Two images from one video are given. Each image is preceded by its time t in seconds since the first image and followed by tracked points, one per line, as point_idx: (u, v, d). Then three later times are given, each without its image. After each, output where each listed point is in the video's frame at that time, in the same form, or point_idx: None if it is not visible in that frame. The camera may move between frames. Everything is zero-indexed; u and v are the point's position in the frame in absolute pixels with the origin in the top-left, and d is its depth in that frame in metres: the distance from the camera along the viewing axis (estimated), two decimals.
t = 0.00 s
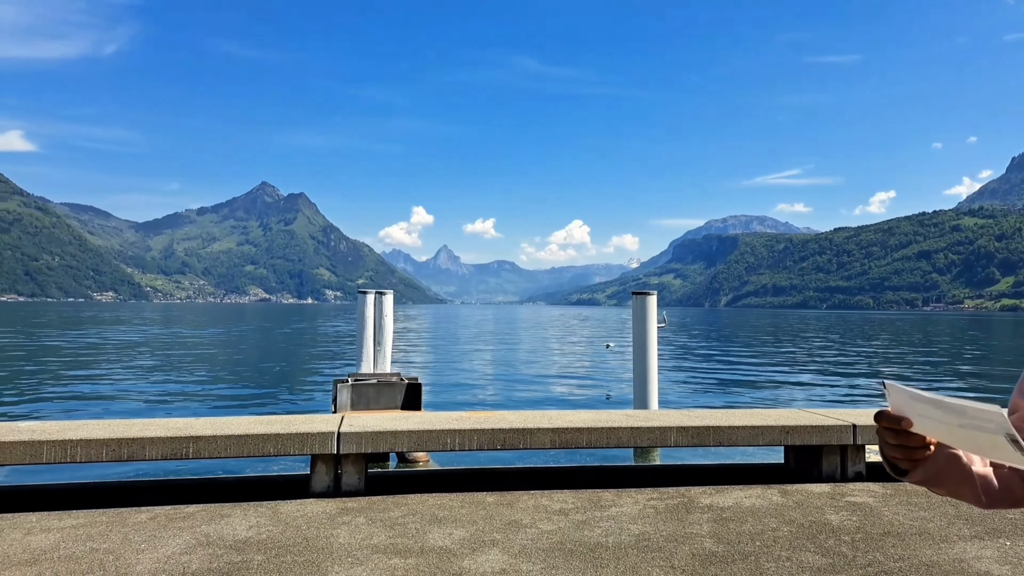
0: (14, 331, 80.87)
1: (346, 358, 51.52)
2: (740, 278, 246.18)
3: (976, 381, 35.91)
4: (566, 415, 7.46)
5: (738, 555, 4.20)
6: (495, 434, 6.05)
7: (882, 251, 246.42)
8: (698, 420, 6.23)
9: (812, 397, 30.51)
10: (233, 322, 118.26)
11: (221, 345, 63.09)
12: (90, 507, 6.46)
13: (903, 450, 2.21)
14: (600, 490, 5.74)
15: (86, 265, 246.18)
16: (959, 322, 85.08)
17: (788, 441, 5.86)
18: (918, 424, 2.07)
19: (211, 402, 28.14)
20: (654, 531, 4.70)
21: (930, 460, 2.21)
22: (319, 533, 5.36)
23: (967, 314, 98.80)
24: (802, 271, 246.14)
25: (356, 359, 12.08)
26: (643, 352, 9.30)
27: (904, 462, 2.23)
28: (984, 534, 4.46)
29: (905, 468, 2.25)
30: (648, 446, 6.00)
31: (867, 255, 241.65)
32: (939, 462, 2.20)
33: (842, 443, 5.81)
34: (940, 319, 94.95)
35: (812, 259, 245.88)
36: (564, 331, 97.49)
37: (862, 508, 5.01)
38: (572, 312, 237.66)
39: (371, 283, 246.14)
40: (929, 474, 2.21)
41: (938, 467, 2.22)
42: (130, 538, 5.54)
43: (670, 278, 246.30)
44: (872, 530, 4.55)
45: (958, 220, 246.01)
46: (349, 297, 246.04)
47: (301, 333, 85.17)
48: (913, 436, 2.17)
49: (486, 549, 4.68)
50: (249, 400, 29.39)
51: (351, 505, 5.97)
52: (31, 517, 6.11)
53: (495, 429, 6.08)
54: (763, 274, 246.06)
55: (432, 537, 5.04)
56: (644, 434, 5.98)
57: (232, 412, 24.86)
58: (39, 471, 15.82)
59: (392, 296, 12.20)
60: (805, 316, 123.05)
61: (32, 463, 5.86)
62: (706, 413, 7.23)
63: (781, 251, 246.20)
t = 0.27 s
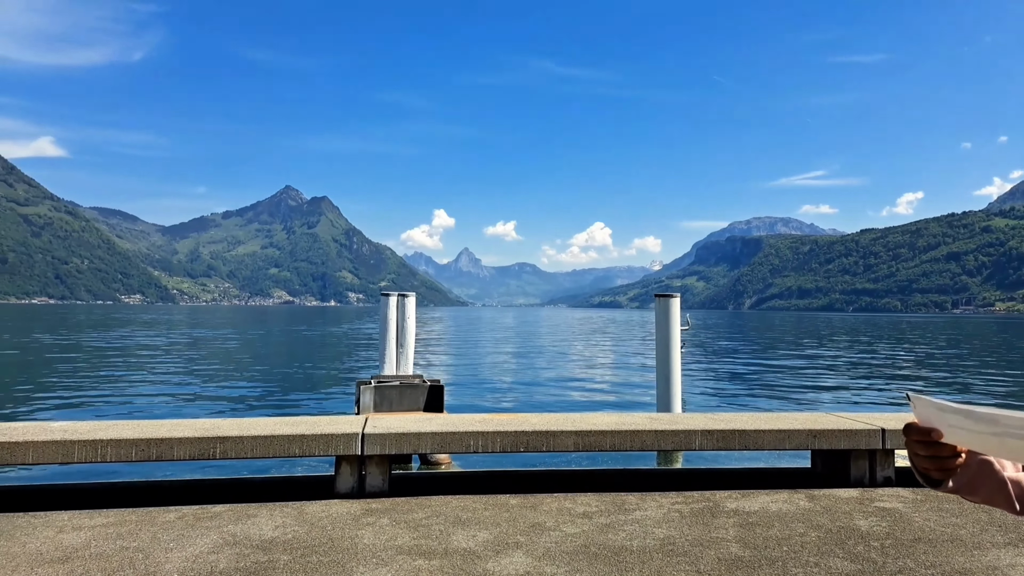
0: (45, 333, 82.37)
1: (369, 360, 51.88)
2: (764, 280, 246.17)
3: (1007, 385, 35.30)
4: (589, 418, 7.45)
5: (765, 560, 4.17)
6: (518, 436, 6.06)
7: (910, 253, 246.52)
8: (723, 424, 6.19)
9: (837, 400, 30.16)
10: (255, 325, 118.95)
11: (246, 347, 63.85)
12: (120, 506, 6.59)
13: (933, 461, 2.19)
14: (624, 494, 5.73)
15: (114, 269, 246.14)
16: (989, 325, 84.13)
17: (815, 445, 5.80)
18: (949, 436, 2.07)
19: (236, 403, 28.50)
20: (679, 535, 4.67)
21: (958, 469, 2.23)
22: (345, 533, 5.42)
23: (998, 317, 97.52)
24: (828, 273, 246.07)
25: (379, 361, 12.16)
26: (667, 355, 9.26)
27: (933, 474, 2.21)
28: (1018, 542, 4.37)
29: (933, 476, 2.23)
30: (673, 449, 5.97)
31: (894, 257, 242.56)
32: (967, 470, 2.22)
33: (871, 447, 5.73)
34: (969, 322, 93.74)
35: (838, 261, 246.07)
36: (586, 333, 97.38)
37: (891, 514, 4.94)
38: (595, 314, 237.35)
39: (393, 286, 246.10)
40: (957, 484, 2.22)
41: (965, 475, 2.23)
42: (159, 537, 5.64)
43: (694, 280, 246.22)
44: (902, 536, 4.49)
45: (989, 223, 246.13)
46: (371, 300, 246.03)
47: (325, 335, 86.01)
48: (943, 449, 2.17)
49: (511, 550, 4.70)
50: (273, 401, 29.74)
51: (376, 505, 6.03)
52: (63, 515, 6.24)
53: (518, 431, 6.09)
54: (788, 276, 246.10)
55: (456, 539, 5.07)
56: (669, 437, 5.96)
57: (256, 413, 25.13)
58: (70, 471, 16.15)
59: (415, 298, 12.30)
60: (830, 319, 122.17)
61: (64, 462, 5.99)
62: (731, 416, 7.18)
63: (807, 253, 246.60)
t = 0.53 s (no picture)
0: (79, 335, 84.24)
1: (393, 361, 52.24)
2: (791, 282, 246.43)
3: None
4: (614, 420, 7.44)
5: (793, 564, 4.14)
6: (542, 439, 6.07)
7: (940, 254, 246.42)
8: (750, 427, 6.14)
9: (864, 404, 29.79)
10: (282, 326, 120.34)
11: (273, 349, 64.72)
12: (150, 504, 6.72)
13: (966, 467, 2.17)
14: (650, 497, 5.70)
15: (145, 271, 246.16)
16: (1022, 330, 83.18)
17: (844, 449, 5.72)
18: (982, 441, 2.06)
19: (264, 404, 28.91)
20: (706, 539, 4.65)
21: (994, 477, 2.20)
22: (371, 534, 5.47)
23: None
24: (856, 274, 246.24)
25: (403, 363, 12.22)
26: (692, 357, 9.19)
27: (966, 481, 2.18)
28: None
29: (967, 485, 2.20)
30: (699, 452, 5.94)
31: (925, 258, 243.01)
32: (1004, 477, 2.20)
33: (902, 451, 5.64)
34: (1001, 326, 92.61)
35: (866, 262, 245.86)
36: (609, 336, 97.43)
37: (923, 518, 4.86)
38: (619, 317, 237.04)
39: (417, 288, 246.08)
40: (993, 491, 2.19)
41: (1004, 481, 2.21)
42: (189, 535, 5.75)
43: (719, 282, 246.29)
44: (935, 542, 4.41)
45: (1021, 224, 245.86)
46: (394, 302, 246.04)
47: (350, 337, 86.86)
48: (977, 453, 2.15)
49: (536, 553, 4.70)
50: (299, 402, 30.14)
51: (401, 506, 6.08)
52: (96, 513, 6.39)
53: (543, 433, 6.10)
54: (816, 278, 246.11)
55: (482, 540, 5.09)
56: (695, 439, 5.93)
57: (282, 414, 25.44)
58: (100, 471, 16.46)
59: (438, 300, 12.35)
60: (857, 321, 121.27)
61: (97, 461, 6.13)
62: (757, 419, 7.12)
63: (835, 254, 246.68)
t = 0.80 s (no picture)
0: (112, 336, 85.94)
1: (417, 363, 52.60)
2: (819, 283, 246.43)
3: None
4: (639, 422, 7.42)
5: (823, 569, 4.09)
6: (567, 441, 6.07)
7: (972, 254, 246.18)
8: (777, 429, 6.09)
9: (893, 407, 29.39)
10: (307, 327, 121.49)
11: (299, 350, 65.50)
12: (180, 502, 6.85)
13: (1003, 467, 2.20)
14: (676, 499, 5.68)
15: (174, 273, 246.04)
16: None
17: (874, 453, 5.64)
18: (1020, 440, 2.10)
19: (290, 405, 29.28)
20: (733, 542, 4.62)
21: None
22: (397, 533, 5.53)
23: None
24: (884, 275, 246.15)
25: (426, 365, 12.25)
26: (718, 359, 9.14)
27: (1003, 481, 2.20)
28: None
29: (1005, 485, 2.22)
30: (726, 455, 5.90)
31: (956, 258, 243.14)
32: None
33: (935, 455, 5.54)
34: None
35: (896, 263, 245.81)
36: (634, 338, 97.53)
37: (957, 524, 4.78)
38: (643, 318, 237.08)
39: (439, 290, 246.07)
40: None
41: None
42: (218, 533, 5.84)
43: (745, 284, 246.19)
44: (969, 548, 4.33)
45: None
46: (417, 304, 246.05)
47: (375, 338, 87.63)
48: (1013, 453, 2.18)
49: (561, 554, 4.71)
50: (325, 402, 30.47)
51: (426, 506, 6.13)
52: (128, 511, 6.52)
53: (568, 435, 6.10)
54: (843, 279, 246.06)
55: (507, 541, 5.11)
56: (721, 442, 5.89)
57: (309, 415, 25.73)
58: (130, 469, 16.76)
59: (461, 301, 12.40)
60: (885, 323, 120.29)
61: (129, 459, 6.27)
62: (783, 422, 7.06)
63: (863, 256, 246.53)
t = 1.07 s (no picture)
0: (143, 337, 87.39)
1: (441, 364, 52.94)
2: (847, 284, 246.45)
3: None
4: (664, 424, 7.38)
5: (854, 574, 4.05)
6: (593, 442, 6.07)
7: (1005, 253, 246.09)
8: (807, 432, 6.04)
9: (924, 409, 28.98)
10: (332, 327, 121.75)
11: (323, 351, 66.04)
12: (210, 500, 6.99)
13: None
14: (703, 502, 5.65)
15: (202, 275, 246.10)
16: None
17: (906, 456, 5.55)
18: None
19: (316, 405, 29.58)
20: (762, 546, 4.59)
21: None
22: (423, 533, 5.58)
23: None
24: (915, 276, 246.12)
25: (450, 366, 12.31)
26: (744, 360, 9.07)
27: None
28: None
29: None
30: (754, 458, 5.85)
31: (989, 258, 243.20)
32: None
33: (969, 460, 5.45)
34: None
35: (927, 263, 245.94)
36: (659, 339, 97.64)
37: (992, 529, 4.69)
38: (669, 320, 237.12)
39: (463, 291, 246.07)
40: None
41: None
42: (248, 531, 5.95)
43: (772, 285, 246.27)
44: (1006, 555, 4.25)
45: None
46: (443, 304, 246.00)
47: (400, 339, 88.43)
48: None
49: (587, 556, 4.71)
50: (350, 403, 30.76)
51: (452, 506, 6.17)
52: (160, 508, 6.66)
53: (593, 436, 6.10)
54: (872, 280, 246.13)
55: (533, 542, 5.14)
56: (748, 445, 5.85)
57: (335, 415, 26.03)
58: (161, 468, 17.07)
59: (485, 303, 12.44)
60: (914, 324, 119.26)
61: (161, 457, 6.41)
62: (812, 424, 6.99)
63: (892, 257, 246.52)
